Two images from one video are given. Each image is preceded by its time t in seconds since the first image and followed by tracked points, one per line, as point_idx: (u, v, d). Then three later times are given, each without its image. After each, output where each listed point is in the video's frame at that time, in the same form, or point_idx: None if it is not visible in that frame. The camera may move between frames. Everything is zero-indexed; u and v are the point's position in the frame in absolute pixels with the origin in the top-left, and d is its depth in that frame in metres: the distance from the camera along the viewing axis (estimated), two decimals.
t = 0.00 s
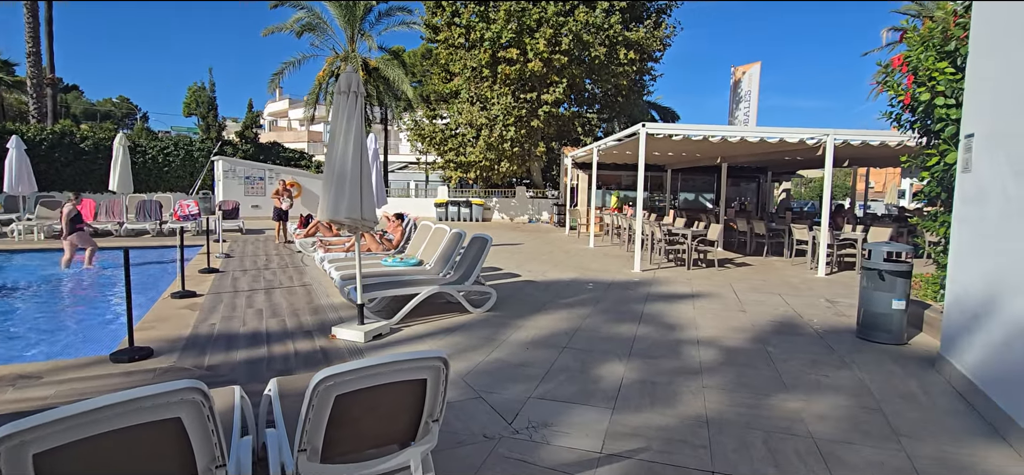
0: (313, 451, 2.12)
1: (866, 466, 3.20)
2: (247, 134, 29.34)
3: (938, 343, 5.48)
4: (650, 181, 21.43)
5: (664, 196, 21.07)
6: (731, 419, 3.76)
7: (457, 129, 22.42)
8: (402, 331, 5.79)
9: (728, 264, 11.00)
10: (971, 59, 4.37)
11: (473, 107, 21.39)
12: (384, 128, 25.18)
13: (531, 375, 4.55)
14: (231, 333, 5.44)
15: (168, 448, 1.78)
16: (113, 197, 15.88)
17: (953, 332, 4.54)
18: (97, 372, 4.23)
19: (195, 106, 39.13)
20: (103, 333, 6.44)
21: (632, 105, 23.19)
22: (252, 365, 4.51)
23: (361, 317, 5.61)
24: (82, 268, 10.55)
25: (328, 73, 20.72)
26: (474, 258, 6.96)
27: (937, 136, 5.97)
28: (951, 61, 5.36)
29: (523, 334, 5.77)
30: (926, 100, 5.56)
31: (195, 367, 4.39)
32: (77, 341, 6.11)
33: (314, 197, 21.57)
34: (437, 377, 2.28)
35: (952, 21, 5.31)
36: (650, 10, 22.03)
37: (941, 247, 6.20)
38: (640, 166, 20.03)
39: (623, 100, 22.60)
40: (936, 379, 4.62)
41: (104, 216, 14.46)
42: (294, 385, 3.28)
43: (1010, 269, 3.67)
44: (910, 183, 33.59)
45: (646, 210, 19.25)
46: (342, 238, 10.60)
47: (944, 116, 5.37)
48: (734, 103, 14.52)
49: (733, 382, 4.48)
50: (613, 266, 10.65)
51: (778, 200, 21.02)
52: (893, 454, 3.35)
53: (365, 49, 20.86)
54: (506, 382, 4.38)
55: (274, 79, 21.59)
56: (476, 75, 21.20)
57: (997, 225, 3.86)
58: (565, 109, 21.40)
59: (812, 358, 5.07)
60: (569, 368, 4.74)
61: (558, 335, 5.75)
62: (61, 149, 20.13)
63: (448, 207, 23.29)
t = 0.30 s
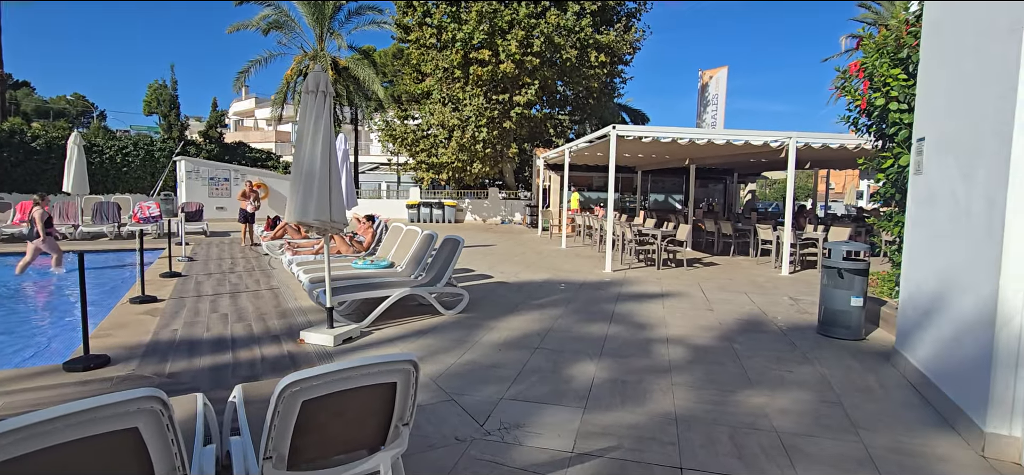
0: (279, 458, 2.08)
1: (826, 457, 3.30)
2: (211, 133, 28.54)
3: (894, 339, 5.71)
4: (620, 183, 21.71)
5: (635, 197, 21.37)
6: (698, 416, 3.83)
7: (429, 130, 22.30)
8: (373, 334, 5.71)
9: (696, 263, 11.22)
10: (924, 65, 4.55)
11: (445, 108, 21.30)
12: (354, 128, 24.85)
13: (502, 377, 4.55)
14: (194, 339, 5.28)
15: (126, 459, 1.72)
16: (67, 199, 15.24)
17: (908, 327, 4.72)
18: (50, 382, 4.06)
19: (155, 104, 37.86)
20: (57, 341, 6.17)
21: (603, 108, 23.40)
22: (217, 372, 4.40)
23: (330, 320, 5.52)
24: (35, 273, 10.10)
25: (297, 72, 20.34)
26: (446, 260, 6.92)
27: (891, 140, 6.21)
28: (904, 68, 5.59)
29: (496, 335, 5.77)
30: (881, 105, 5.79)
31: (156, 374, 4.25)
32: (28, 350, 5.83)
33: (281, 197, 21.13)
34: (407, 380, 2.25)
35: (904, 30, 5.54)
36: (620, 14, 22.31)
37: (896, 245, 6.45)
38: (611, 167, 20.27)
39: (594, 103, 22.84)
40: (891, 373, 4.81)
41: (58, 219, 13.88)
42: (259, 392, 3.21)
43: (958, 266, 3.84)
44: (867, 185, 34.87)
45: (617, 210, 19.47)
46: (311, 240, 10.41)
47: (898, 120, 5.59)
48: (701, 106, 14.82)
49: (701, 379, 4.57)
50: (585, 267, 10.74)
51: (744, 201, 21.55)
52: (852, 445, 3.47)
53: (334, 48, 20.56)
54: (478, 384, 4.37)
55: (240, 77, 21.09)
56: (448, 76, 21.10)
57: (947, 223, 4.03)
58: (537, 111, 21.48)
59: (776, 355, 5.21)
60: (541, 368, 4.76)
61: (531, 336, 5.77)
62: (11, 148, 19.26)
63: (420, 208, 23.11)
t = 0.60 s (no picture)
0: (244, 466, 2.03)
1: (790, 452, 3.39)
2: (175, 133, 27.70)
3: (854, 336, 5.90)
4: (592, 185, 21.92)
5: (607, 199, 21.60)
6: (668, 414, 3.89)
7: (401, 131, 22.11)
8: (343, 338, 5.62)
9: (667, 264, 11.39)
10: (880, 72, 4.72)
11: (417, 109, 21.15)
12: (324, 128, 24.47)
13: (475, 379, 4.54)
14: (155, 345, 5.11)
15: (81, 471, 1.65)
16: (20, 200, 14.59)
17: (866, 325, 4.88)
18: None
19: (114, 102, 36.55)
20: (6, 350, 5.87)
21: (575, 110, 23.53)
22: (179, 378, 4.27)
23: (298, 324, 5.41)
24: None
25: (265, 71, 19.94)
26: (418, 262, 6.86)
27: (850, 144, 6.43)
28: (862, 75, 5.78)
29: (468, 337, 5.75)
30: (840, 110, 5.98)
31: (114, 382, 4.10)
32: None
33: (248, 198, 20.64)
34: (376, 384, 2.22)
35: (863, 38, 5.74)
36: (592, 18, 22.51)
37: (854, 246, 6.68)
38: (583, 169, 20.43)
39: (567, 105, 22.85)
40: (851, 369, 4.97)
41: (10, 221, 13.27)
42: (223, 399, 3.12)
43: (912, 266, 3.99)
44: (829, 188, 36.02)
45: (589, 212, 19.64)
46: (279, 243, 10.18)
47: (856, 125, 5.79)
48: (672, 110, 15.08)
49: (670, 378, 4.64)
50: (558, 268, 10.80)
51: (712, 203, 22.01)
52: (814, 440, 3.57)
53: (304, 46, 20.22)
54: (450, 387, 4.35)
55: (205, 75, 20.55)
56: (421, 77, 20.96)
57: (901, 224, 4.19)
58: (510, 113, 21.50)
59: (742, 353, 5.33)
60: (513, 370, 4.77)
61: (503, 337, 5.77)
62: None
63: (392, 210, 22.89)
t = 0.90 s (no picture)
0: None
1: (759, 451, 3.44)
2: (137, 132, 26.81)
3: (819, 335, 6.05)
4: (567, 187, 22.04)
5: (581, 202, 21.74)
6: (639, 415, 3.91)
7: (375, 133, 21.87)
8: (312, 343, 5.50)
9: (640, 266, 11.51)
10: (844, 79, 4.84)
11: (391, 110, 20.95)
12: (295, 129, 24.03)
13: (447, 383, 4.48)
14: (112, 352, 4.91)
15: None
16: None
17: (831, 325, 4.99)
18: None
19: (73, 100, 35.16)
20: None
21: (550, 114, 23.50)
22: (137, 387, 4.10)
23: (265, 329, 5.26)
24: None
25: (233, 69, 19.54)
26: (390, 264, 6.76)
27: (815, 148, 6.58)
28: (827, 82, 5.93)
29: (441, 341, 5.69)
30: (806, 115, 6.12)
31: (66, 392, 3.91)
32: None
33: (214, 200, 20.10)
34: (343, 390, 2.16)
35: (827, 45, 5.89)
36: (567, 22, 22.62)
37: (819, 248, 6.85)
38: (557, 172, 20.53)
39: (542, 108, 22.86)
40: (817, 368, 5.08)
41: None
42: (182, 409, 2.99)
43: (875, 267, 4.08)
44: (796, 192, 37.03)
45: (563, 215, 19.73)
46: (247, 246, 9.93)
47: (821, 130, 5.94)
48: (644, 114, 15.26)
49: (643, 379, 4.66)
50: (532, 271, 10.80)
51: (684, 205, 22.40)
52: (782, 439, 3.63)
53: (274, 46, 19.85)
54: (422, 391, 4.28)
55: (170, 73, 19.98)
56: (394, 78, 20.72)
57: (865, 227, 4.29)
58: (485, 115, 21.44)
59: (712, 353, 5.41)
60: (486, 373, 4.73)
61: (476, 341, 5.72)
62: None
63: (365, 213, 22.61)
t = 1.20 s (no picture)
0: None
1: (734, 456, 3.35)
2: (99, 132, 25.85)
3: (791, 336, 6.05)
4: (543, 189, 21.98)
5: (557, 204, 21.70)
6: (613, 421, 3.80)
7: (348, 133, 21.49)
8: (274, 350, 5.25)
9: (615, 268, 11.47)
10: (815, 80, 4.84)
11: (365, 110, 20.63)
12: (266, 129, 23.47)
13: (415, 390, 4.31)
14: (55, 362, 4.59)
15: None
16: None
17: (804, 326, 4.98)
18: None
19: (30, 98, 33.75)
20: None
21: (527, 116, 23.31)
22: (80, 399, 3.83)
23: (224, 336, 4.99)
24: None
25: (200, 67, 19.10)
26: (359, 267, 6.54)
27: (788, 149, 6.59)
28: (798, 82, 5.94)
29: (410, 346, 5.50)
30: (778, 116, 6.12)
31: None
32: None
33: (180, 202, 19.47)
34: (287, 403, 1.99)
35: (798, 46, 5.90)
36: (543, 24, 22.55)
37: (792, 249, 6.86)
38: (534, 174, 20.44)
39: (518, 110, 22.72)
40: (790, 369, 5.05)
41: None
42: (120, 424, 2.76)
43: (847, 267, 4.06)
44: (768, 195, 37.69)
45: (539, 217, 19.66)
46: (211, 249, 9.57)
47: (793, 131, 5.95)
48: (620, 117, 15.29)
49: (617, 383, 4.56)
50: (507, 273, 10.66)
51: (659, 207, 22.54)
52: (757, 443, 3.55)
53: (244, 43, 19.35)
54: (387, 400, 4.10)
55: (134, 70, 19.33)
56: (368, 78, 20.36)
57: (836, 227, 4.28)
58: (460, 117, 21.26)
59: (686, 356, 5.33)
60: (456, 379, 4.57)
61: (447, 345, 5.55)
62: None
63: (338, 215, 22.21)
